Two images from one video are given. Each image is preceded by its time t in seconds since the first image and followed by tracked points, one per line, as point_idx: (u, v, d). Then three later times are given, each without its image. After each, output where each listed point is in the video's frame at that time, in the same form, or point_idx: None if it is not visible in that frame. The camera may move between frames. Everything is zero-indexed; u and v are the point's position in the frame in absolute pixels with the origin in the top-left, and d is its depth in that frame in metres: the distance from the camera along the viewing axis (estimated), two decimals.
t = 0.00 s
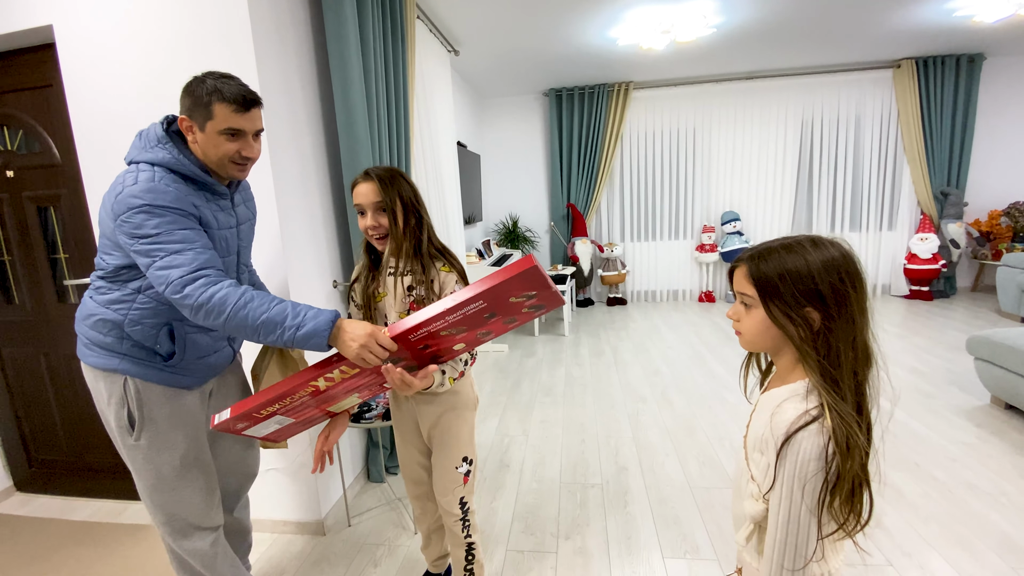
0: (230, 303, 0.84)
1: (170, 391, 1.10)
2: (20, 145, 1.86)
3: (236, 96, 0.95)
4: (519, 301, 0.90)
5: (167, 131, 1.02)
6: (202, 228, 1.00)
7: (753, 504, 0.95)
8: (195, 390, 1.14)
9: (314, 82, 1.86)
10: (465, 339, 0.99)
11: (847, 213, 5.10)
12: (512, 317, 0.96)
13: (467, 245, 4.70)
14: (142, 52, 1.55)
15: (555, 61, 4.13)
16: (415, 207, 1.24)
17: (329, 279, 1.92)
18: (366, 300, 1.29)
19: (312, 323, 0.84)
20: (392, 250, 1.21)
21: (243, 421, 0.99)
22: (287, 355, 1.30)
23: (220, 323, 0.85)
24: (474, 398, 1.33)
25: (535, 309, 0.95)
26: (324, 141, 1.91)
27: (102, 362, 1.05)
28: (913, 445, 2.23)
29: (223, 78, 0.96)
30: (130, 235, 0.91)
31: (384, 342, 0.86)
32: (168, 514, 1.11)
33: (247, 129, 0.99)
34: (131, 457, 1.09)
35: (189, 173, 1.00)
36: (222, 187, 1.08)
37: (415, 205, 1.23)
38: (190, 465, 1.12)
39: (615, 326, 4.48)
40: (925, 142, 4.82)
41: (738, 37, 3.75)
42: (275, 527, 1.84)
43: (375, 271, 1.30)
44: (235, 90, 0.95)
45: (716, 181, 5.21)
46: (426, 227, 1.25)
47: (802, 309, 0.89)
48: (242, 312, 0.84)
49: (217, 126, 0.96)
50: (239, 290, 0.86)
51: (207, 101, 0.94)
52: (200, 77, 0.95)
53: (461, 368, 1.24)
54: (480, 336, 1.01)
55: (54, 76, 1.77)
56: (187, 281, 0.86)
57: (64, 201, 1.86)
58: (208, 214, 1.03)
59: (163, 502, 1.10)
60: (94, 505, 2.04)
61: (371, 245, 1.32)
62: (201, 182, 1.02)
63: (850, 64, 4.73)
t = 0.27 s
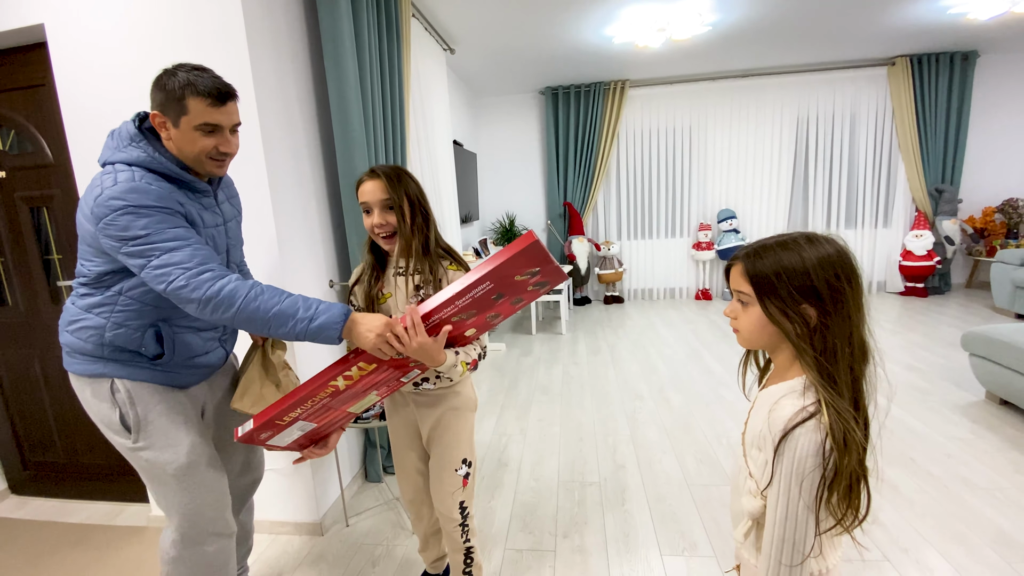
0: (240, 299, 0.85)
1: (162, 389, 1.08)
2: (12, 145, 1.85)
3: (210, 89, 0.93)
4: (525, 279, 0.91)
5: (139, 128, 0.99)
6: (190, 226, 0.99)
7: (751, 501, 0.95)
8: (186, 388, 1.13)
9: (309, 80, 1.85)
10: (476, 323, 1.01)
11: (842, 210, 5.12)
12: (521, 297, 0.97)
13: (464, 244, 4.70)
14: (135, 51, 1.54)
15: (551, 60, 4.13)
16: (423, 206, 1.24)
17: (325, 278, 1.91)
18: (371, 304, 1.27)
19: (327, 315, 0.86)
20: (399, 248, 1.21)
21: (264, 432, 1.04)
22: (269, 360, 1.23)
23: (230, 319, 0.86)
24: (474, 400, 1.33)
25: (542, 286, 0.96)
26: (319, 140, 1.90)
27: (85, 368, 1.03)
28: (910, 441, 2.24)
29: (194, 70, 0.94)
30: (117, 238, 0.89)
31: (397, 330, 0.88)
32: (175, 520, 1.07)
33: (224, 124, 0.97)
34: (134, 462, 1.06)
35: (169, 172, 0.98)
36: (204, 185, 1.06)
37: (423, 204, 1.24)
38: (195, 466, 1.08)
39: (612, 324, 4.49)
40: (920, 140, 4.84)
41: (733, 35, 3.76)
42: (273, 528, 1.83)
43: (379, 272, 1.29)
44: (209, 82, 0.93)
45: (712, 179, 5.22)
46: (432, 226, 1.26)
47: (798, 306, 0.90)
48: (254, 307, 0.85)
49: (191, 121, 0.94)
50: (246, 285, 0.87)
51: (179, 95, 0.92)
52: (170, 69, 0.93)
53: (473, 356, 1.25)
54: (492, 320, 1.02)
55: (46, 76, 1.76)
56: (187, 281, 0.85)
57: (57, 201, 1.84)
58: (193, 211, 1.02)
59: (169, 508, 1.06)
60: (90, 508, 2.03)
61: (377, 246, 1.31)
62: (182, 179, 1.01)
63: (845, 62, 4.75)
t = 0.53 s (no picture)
0: (267, 308, 0.85)
1: (128, 420, 1.00)
2: (3, 145, 1.83)
3: (206, 91, 0.87)
4: (547, 280, 0.99)
5: (117, 130, 0.90)
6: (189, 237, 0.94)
7: (746, 498, 0.95)
8: (155, 417, 1.05)
9: (303, 79, 1.84)
10: (494, 320, 1.08)
11: (837, 208, 5.14)
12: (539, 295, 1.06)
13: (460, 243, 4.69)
14: (126, 49, 1.52)
15: (547, 58, 4.13)
16: (434, 205, 1.25)
17: (320, 278, 1.91)
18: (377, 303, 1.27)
19: (358, 319, 0.90)
20: (410, 246, 1.20)
21: (283, 436, 1.06)
22: (252, 368, 1.17)
23: (258, 330, 0.85)
24: (477, 407, 1.33)
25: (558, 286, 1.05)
26: (314, 139, 1.89)
27: (55, 393, 0.94)
28: (904, 437, 2.25)
29: (185, 67, 0.87)
30: (113, 254, 0.83)
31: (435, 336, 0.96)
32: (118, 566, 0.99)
33: (219, 127, 0.91)
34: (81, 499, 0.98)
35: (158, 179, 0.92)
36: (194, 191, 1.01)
37: (434, 204, 1.24)
38: (150, 507, 1.01)
39: (608, 323, 4.49)
40: (913, 138, 4.87)
41: (728, 34, 3.77)
42: (268, 529, 1.82)
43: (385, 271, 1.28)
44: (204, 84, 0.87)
45: (708, 177, 5.23)
46: (441, 226, 1.27)
47: (793, 303, 0.90)
48: (284, 316, 0.86)
49: (185, 125, 0.87)
50: (269, 293, 0.87)
51: (170, 97, 0.84)
52: (158, 66, 0.85)
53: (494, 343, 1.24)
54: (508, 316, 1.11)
55: (37, 75, 1.74)
56: (205, 296, 0.83)
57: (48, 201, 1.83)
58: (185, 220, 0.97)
59: (115, 551, 0.98)
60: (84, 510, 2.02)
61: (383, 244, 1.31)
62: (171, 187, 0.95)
63: (839, 60, 4.77)
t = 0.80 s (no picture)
0: (238, 347, 0.76)
1: (97, 447, 0.89)
2: None
3: (186, 89, 0.77)
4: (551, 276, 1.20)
5: (76, 126, 0.79)
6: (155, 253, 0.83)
7: (740, 495, 0.95)
8: (131, 441, 0.94)
9: (297, 78, 1.83)
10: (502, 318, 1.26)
11: (831, 206, 5.16)
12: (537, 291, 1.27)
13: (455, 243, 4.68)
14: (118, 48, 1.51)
15: (542, 57, 4.13)
16: (446, 206, 1.33)
17: (314, 278, 1.90)
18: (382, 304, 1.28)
19: (338, 359, 0.81)
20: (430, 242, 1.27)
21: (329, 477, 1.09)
22: (231, 387, 1.07)
23: (227, 370, 0.76)
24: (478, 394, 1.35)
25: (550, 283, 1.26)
26: (307, 138, 1.88)
27: (5, 419, 0.83)
28: (899, 434, 2.26)
29: (157, 57, 0.76)
30: (62, 275, 0.71)
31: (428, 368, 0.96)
32: None
33: (198, 130, 0.82)
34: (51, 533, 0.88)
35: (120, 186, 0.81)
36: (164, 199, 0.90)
37: (445, 204, 1.32)
38: (128, 536, 0.91)
39: (604, 322, 4.49)
40: (906, 136, 4.90)
41: (723, 32, 3.78)
42: (263, 531, 1.81)
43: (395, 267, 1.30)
44: (182, 81, 0.77)
45: (703, 175, 5.24)
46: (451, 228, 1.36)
47: (789, 301, 0.90)
48: (255, 356, 0.76)
49: (159, 126, 0.77)
50: (242, 330, 0.77)
51: (143, 92, 0.74)
52: (130, 57, 0.74)
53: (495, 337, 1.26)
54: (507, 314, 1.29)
55: (27, 75, 1.72)
56: (167, 333, 0.72)
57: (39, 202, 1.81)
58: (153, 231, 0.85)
59: None
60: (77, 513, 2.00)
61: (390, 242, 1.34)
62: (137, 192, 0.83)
63: (833, 59, 4.79)
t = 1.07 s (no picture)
0: (73, 420, 0.59)
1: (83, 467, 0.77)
2: None
3: (147, 59, 0.67)
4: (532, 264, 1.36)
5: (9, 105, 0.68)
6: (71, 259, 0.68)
7: (734, 492, 0.96)
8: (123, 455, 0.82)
9: (290, 78, 1.82)
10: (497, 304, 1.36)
11: (824, 205, 5.19)
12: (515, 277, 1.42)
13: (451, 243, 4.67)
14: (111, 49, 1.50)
15: (536, 57, 4.13)
16: (441, 202, 1.34)
17: (309, 279, 1.89)
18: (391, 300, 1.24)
19: (193, 457, 0.61)
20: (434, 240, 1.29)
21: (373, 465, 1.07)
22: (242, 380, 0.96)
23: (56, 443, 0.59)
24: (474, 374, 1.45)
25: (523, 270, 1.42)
26: (301, 138, 1.87)
27: None
28: (893, 431, 2.28)
29: (113, 21, 0.66)
30: None
31: (303, 430, 0.68)
32: None
33: (162, 108, 0.71)
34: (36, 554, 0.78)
35: (51, 167, 0.68)
36: (113, 185, 0.75)
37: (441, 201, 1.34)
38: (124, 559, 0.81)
39: (600, 321, 4.50)
40: (898, 136, 4.93)
41: (717, 32, 3.79)
42: (259, 533, 1.81)
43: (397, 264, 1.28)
44: (145, 49, 0.66)
45: (697, 175, 5.26)
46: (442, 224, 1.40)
47: (782, 299, 0.90)
48: (89, 433, 0.59)
49: (115, 101, 0.66)
50: (82, 398, 0.59)
51: (97, 59, 0.64)
52: (81, 19, 0.64)
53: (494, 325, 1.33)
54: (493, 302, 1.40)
55: (18, 75, 1.71)
56: None
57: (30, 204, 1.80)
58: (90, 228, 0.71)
59: None
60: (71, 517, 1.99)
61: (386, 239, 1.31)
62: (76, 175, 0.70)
63: (826, 59, 4.81)
